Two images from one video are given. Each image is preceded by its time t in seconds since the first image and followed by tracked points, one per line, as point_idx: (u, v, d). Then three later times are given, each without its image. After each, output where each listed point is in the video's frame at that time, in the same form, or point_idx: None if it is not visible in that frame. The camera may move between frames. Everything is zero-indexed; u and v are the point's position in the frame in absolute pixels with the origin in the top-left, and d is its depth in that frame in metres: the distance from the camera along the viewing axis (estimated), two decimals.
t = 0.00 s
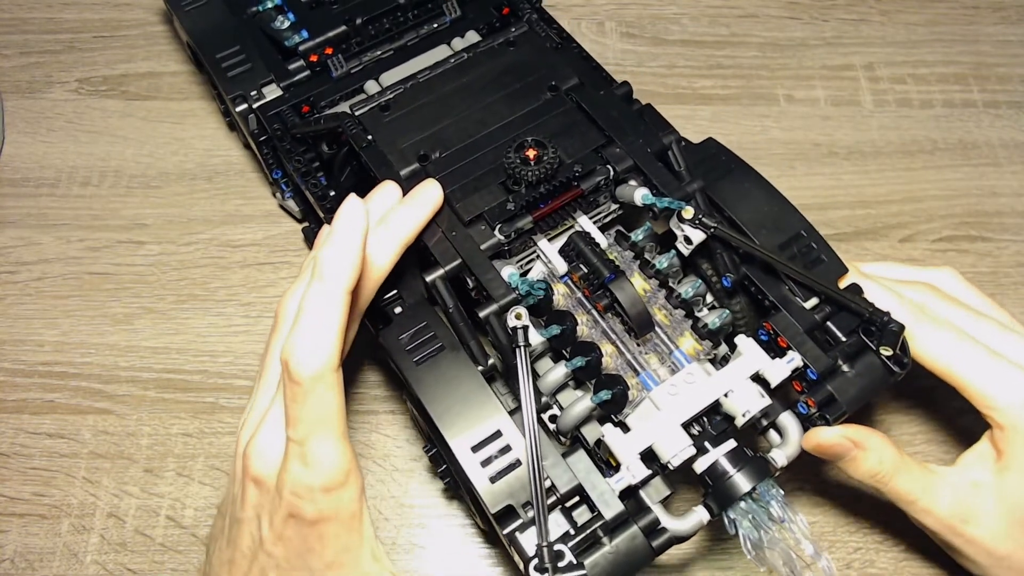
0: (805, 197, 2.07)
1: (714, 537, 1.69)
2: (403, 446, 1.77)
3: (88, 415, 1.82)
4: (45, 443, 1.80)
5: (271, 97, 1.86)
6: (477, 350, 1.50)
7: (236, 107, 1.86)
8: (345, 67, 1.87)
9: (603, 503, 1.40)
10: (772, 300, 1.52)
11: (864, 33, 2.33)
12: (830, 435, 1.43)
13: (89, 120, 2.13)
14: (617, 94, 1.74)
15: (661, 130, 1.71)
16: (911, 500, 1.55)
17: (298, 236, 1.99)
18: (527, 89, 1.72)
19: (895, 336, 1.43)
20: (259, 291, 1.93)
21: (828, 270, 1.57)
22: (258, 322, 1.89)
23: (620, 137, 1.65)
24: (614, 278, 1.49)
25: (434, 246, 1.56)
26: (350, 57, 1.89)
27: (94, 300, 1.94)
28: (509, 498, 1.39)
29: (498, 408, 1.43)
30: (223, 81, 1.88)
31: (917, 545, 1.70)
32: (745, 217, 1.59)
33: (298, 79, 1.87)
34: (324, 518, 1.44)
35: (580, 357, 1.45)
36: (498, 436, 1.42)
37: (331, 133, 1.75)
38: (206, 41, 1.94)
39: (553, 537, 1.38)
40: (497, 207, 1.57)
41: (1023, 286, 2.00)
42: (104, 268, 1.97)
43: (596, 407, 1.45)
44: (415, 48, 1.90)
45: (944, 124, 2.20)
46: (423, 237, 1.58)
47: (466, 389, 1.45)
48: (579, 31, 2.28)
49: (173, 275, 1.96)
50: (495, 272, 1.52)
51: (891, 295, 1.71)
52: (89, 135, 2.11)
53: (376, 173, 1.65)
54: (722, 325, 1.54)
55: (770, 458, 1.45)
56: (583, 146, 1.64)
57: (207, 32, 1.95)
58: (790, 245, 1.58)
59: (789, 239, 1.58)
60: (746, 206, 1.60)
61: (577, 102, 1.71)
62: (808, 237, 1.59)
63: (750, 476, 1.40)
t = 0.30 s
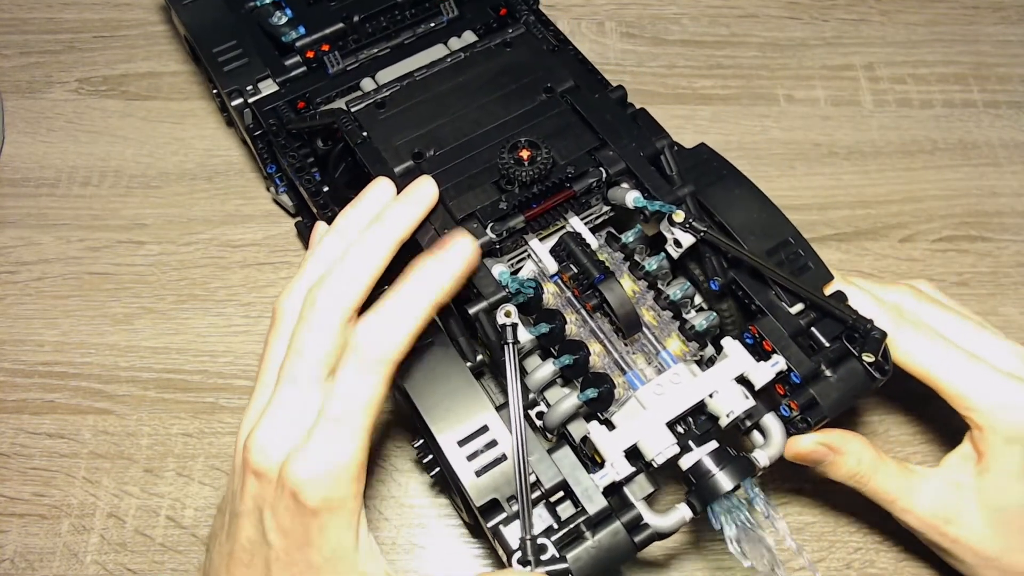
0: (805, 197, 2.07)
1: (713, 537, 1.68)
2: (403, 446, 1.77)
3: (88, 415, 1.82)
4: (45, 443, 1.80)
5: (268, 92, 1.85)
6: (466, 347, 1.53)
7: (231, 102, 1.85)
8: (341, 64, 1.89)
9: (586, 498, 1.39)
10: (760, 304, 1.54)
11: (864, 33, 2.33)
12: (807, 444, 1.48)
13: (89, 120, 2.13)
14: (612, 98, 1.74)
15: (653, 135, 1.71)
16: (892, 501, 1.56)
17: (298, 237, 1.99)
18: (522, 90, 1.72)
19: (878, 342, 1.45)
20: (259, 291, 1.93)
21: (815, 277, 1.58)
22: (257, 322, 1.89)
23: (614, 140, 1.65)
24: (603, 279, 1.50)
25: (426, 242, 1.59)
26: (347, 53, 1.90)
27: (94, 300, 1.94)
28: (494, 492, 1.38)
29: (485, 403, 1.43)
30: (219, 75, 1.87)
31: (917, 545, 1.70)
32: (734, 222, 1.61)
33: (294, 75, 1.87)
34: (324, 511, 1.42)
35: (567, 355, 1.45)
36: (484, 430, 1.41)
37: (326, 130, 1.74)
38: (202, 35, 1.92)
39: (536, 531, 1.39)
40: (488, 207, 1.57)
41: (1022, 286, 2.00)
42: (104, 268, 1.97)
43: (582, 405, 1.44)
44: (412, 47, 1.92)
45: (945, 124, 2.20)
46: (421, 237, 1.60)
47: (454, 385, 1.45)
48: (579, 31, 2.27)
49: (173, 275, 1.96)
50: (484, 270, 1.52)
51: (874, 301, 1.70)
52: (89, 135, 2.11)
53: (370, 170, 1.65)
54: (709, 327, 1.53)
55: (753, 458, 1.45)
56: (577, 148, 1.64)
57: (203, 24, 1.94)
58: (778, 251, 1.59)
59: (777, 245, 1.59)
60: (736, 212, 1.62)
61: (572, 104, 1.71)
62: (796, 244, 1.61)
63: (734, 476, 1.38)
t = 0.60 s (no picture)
0: (805, 196, 2.07)
1: (714, 536, 1.67)
2: (403, 446, 1.77)
3: (88, 415, 1.82)
4: (45, 443, 1.80)
5: (261, 82, 1.85)
6: (456, 334, 1.51)
7: (226, 92, 1.86)
8: (335, 54, 1.87)
9: (575, 485, 1.39)
10: (747, 294, 1.54)
11: (864, 33, 2.33)
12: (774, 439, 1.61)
13: (89, 120, 2.13)
14: (602, 88, 1.74)
15: (642, 125, 1.72)
16: (868, 494, 1.61)
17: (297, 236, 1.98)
18: (513, 80, 1.72)
19: (864, 332, 1.45)
20: (259, 292, 1.93)
21: (802, 267, 1.58)
22: (258, 322, 1.89)
23: (604, 130, 1.65)
24: (592, 267, 1.49)
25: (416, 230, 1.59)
26: (341, 44, 1.90)
27: (94, 300, 1.94)
28: (482, 479, 1.37)
29: (474, 388, 1.43)
30: (214, 65, 1.87)
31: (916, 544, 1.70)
32: (721, 212, 1.61)
33: (288, 64, 1.87)
34: (328, 498, 1.42)
35: (557, 342, 1.46)
36: (473, 416, 1.41)
37: (320, 118, 1.75)
38: (200, 29, 1.93)
39: (524, 516, 1.38)
40: (479, 194, 1.58)
41: (1022, 286, 2.00)
42: (104, 268, 1.97)
43: (571, 392, 1.44)
44: (406, 37, 1.89)
45: (945, 124, 2.21)
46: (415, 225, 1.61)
47: (442, 370, 1.44)
48: (579, 31, 2.27)
49: (173, 275, 1.96)
50: (474, 258, 1.52)
51: (858, 294, 1.70)
52: (89, 135, 2.11)
53: (362, 157, 1.66)
54: (697, 316, 1.53)
55: (741, 447, 1.44)
56: (567, 137, 1.64)
57: (199, 14, 1.95)
58: (766, 241, 1.59)
59: (765, 236, 1.60)
60: (724, 201, 1.62)
61: (563, 93, 1.71)
62: (784, 233, 1.61)
63: (720, 462, 1.39)
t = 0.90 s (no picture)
0: (805, 197, 2.07)
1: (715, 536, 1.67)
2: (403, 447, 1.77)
3: (88, 415, 1.82)
4: (45, 443, 1.80)
5: (263, 84, 1.85)
6: (455, 339, 1.52)
7: (227, 94, 1.86)
8: (336, 57, 1.88)
9: (574, 493, 1.38)
10: (749, 300, 1.51)
11: (864, 33, 2.33)
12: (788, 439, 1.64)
13: (89, 120, 2.13)
14: (604, 91, 1.74)
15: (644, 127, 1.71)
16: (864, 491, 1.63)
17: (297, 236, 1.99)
18: (514, 84, 1.72)
19: (866, 340, 1.43)
20: (259, 291, 1.93)
21: (804, 273, 1.56)
22: (258, 322, 1.89)
23: (605, 134, 1.65)
24: (592, 272, 1.49)
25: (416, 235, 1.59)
26: (342, 46, 1.91)
27: (94, 300, 1.94)
28: (480, 486, 1.38)
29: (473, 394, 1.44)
30: (215, 66, 1.87)
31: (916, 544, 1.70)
32: (722, 216, 1.59)
33: (289, 67, 1.87)
34: (324, 498, 1.42)
35: (557, 349, 1.46)
36: (472, 423, 1.41)
37: (321, 121, 1.77)
38: (201, 30, 1.93)
39: (522, 524, 1.38)
40: (480, 199, 1.58)
41: (1022, 286, 2.00)
42: (104, 268, 1.97)
43: (570, 399, 1.44)
44: (407, 40, 1.89)
45: (945, 124, 2.20)
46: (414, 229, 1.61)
47: (442, 376, 1.45)
48: (579, 31, 2.27)
49: (173, 275, 1.96)
50: (473, 262, 1.53)
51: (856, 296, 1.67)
52: (89, 135, 2.11)
53: (363, 161, 1.66)
54: (699, 322, 1.51)
55: (741, 456, 1.42)
56: (568, 141, 1.64)
57: (200, 15, 1.95)
58: (768, 247, 1.57)
59: (767, 241, 1.57)
60: (726, 205, 1.60)
61: (564, 97, 1.71)
62: (786, 239, 1.59)
63: (721, 470, 1.38)
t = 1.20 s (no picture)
0: (805, 197, 2.08)
1: (713, 536, 1.69)
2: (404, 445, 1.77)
3: (88, 415, 1.82)
4: (45, 443, 1.80)
5: (254, 86, 1.85)
6: (411, 357, 1.49)
7: (219, 94, 1.86)
8: (329, 63, 1.88)
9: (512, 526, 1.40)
10: (716, 340, 1.49)
11: (864, 33, 2.33)
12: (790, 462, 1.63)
13: (89, 120, 2.13)
14: (591, 117, 1.74)
15: (628, 158, 1.68)
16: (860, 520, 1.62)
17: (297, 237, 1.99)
18: (500, 103, 1.73)
19: (831, 392, 1.42)
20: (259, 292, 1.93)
21: (777, 317, 1.52)
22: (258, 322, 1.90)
23: (584, 160, 1.65)
24: (557, 301, 1.53)
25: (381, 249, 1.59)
26: (336, 52, 1.89)
27: (94, 300, 1.94)
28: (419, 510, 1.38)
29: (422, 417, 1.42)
30: (209, 65, 1.86)
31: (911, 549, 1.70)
32: (700, 252, 1.54)
33: (283, 70, 1.87)
34: (278, 496, 1.42)
35: (514, 376, 1.49)
36: (416, 445, 1.40)
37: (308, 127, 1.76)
38: (198, 26, 1.92)
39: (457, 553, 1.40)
40: (450, 219, 1.61)
41: (1022, 287, 2.01)
42: (104, 268, 1.97)
43: (522, 429, 1.47)
44: (403, 50, 1.90)
45: (945, 124, 2.20)
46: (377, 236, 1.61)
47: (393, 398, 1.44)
48: (579, 31, 2.27)
49: (173, 275, 1.96)
50: (436, 281, 1.55)
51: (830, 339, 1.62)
52: (89, 135, 2.11)
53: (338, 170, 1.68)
54: (661, 359, 1.53)
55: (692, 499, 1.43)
56: (546, 165, 1.66)
57: (199, 13, 1.95)
58: (742, 287, 1.53)
59: (742, 282, 1.53)
60: (705, 242, 1.55)
61: (548, 120, 1.71)
62: (762, 280, 1.54)
63: (668, 513, 1.39)
